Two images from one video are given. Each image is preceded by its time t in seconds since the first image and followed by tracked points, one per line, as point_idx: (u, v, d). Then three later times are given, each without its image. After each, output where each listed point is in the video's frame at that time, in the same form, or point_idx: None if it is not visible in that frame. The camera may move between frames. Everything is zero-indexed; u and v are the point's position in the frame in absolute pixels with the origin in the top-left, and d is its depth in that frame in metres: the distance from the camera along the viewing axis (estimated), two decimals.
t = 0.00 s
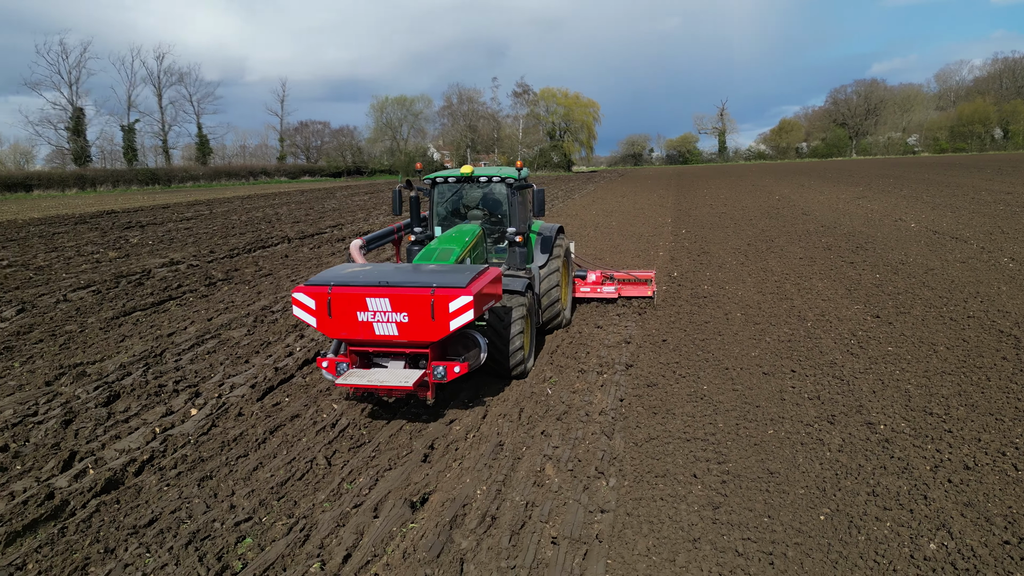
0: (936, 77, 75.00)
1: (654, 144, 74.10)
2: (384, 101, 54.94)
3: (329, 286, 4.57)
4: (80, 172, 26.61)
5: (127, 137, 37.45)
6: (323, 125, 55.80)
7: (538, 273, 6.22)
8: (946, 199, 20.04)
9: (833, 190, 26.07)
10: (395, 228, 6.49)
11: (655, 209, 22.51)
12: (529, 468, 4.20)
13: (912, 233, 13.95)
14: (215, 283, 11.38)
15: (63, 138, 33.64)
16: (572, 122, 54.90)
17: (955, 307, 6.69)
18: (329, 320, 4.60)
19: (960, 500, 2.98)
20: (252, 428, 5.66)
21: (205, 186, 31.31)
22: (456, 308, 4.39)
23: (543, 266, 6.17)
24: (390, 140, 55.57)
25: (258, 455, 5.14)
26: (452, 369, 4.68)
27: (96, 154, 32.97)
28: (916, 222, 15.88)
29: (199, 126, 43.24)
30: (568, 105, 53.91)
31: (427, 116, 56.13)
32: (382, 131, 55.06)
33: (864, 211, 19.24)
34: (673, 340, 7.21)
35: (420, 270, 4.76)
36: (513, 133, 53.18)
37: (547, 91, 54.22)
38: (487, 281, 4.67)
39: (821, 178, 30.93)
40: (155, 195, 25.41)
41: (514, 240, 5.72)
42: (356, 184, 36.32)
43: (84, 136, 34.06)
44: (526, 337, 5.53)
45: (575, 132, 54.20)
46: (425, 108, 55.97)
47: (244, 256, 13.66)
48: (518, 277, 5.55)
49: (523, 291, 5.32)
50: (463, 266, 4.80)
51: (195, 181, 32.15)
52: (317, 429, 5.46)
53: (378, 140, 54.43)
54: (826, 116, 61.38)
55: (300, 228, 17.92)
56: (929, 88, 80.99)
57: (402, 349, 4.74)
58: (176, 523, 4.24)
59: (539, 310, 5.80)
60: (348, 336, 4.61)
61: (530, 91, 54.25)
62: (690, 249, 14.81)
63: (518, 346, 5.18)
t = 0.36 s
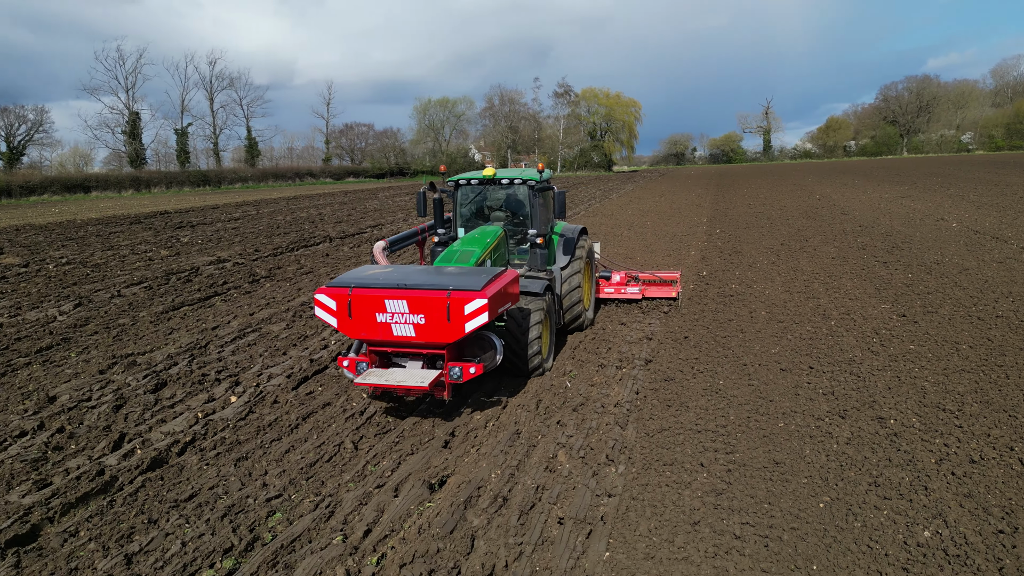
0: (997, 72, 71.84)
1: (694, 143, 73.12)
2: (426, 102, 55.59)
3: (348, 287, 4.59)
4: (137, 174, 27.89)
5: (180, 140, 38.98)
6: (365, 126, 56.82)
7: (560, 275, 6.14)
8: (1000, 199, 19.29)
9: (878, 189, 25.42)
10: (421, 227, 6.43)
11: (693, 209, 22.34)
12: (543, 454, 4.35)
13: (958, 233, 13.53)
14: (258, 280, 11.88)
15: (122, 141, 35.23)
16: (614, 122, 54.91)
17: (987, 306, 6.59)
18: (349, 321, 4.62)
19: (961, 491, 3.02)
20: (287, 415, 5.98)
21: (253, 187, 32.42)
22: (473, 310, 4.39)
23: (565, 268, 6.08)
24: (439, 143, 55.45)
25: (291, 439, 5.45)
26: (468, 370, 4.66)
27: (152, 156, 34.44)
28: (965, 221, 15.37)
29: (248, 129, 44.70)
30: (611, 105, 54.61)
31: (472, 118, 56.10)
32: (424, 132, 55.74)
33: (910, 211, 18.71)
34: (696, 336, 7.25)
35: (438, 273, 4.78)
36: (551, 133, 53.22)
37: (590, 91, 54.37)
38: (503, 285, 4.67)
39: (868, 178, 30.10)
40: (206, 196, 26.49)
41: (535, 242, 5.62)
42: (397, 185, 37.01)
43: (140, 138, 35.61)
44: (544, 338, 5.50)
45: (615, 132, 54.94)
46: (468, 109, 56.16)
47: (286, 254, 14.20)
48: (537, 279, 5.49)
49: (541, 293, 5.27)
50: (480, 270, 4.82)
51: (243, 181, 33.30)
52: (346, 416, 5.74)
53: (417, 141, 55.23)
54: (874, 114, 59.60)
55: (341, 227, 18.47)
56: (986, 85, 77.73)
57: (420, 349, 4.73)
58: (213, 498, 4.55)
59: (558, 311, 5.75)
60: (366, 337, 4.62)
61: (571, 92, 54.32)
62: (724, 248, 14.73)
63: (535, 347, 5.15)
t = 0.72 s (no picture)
0: None
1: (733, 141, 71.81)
2: (467, 102, 55.67)
3: (364, 286, 4.65)
4: (187, 175, 28.99)
5: (227, 141, 40.23)
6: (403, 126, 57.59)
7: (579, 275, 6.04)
8: None
9: (923, 187, 24.71)
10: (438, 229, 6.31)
11: (731, 207, 22.05)
12: (556, 442, 4.47)
13: (1006, 231, 13.07)
14: (296, 277, 12.27)
15: (172, 142, 36.55)
16: (653, 121, 54.57)
17: (1022, 304, 6.43)
18: (365, 320, 4.69)
19: (965, 483, 3.04)
20: (317, 403, 6.25)
21: (296, 187, 33.32)
22: (484, 310, 4.40)
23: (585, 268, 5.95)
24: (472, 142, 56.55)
25: (321, 424, 5.71)
26: (480, 369, 4.66)
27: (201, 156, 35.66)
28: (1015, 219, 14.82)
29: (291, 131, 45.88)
30: (650, 105, 54.44)
31: (508, 118, 56.41)
32: (463, 132, 55.99)
33: (958, 209, 18.10)
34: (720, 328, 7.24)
35: (452, 271, 4.80)
36: (587, 131, 53.03)
37: (630, 91, 54.07)
38: (516, 284, 4.66)
39: (915, 177, 29.18)
40: (251, 196, 27.34)
41: (554, 242, 5.55)
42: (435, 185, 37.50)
43: (189, 140, 36.90)
44: (562, 336, 5.46)
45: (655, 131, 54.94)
46: (506, 108, 56.21)
47: (324, 251, 14.64)
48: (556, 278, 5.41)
49: (557, 292, 5.23)
50: (494, 269, 4.81)
51: (287, 182, 34.23)
52: (372, 404, 5.97)
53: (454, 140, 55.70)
54: (924, 110, 57.60)
55: (378, 225, 18.91)
56: None
57: (433, 348, 4.73)
58: (246, 477, 4.82)
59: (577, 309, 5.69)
60: (382, 335, 4.69)
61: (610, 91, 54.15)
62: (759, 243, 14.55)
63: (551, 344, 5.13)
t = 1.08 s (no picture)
0: None
1: (768, 139, 70.54)
2: (502, 102, 55.13)
3: (367, 283, 4.61)
4: (227, 174, 29.80)
5: (266, 141, 41.16)
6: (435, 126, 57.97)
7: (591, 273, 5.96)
8: None
9: (966, 186, 24.03)
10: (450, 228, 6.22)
11: (764, 205, 21.73)
12: (563, 432, 4.52)
13: None
14: (325, 272, 12.54)
15: (213, 143, 37.57)
16: (688, 119, 53.84)
17: None
18: (368, 317, 4.66)
19: (966, 477, 3.03)
20: (337, 392, 6.43)
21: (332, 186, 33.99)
22: (486, 307, 4.30)
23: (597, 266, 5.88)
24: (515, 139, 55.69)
25: (338, 412, 5.87)
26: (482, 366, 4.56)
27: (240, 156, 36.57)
28: None
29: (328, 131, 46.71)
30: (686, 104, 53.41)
31: (543, 117, 55.88)
32: (498, 132, 55.03)
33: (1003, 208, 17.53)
34: (738, 321, 7.17)
35: (456, 268, 4.71)
36: (618, 130, 52.72)
37: (664, 89, 53.15)
38: (519, 281, 4.54)
39: (960, 175, 28.33)
40: (287, 195, 27.97)
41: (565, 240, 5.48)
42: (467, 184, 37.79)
43: (230, 140, 37.88)
44: (570, 335, 5.36)
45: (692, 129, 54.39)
46: (540, 108, 55.71)
47: (353, 247, 14.95)
48: (566, 276, 5.33)
49: (565, 290, 5.13)
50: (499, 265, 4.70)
51: (323, 181, 34.88)
52: (389, 394, 6.11)
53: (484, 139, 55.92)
54: (970, 107, 55.79)
55: (409, 223, 19.23)
56: None
57: (435, 344, 4.63)
58: (265, 460, 5.01)
59: (587, 308, 5.61)
60: (385, 332, 4.64)
61: (644, 89, 53.83)
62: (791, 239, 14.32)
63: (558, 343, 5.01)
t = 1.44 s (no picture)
0: None
1: (801, 137, 69.18)
2: (532, 101, 55.22)
3: (366, 281, 4.60)
4: (261, 174, 30.46)
5: (299, 141, 41.89)
6: (464, 125, 58.20)
7: (598, 272, 5.95)
8: None
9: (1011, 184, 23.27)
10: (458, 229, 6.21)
11: (796, 203, 21.33)
12: (566, 424, 4.54)
13: None
14: (350, 269, 12.75)
15: (248, 143, 38.38)
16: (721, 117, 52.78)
17: None
18: (367, 316, 4.65)
19: (964, 473, 3.00)
20: (351, 384, 6.57)
21: (364, 185, 34.46)
22: (481, 306, 4.25)
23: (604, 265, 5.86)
24: (542, 139, 55.83)
25: (352, 403, 6.01)
26: (479, 366, 4.49)
27: (273, 156, 37.28)
28: None
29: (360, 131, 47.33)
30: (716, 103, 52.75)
31: (572, 116, 55.68)
32: (528, 131, 55.37)
33: None
34: (752, 314, 7.08)
35: (455, 267, 4.69)
36: (649, 128, 52.33)
37: (694, 87, 53.23)
38: (517, 280, 4.49)
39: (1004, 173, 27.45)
40: (319, 194, 28.45)
41: (570, 239, 5.44)
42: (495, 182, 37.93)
43: (264, 140, 38.65)
44: (574, 334, 5.41)
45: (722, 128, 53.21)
46: (571, 107, 55.63)
47: (378, 245, 15.19)
48: (571, 276, 5.33)
49: (568, 291, 5.10)
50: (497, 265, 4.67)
51: (355, 180, 35.39)
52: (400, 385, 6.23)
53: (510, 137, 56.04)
54: (1016, 104, 53.98)
55: (435, 221, 19.42)
56: None
57: (433, 343, 4.59)
58: (278, 447, 5.17)
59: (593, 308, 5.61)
60: (383, 331, 4.62)
61: (675, 88, 53.40)
62: (821, 231, 13.99)
63: (561, 345, 5.04)
